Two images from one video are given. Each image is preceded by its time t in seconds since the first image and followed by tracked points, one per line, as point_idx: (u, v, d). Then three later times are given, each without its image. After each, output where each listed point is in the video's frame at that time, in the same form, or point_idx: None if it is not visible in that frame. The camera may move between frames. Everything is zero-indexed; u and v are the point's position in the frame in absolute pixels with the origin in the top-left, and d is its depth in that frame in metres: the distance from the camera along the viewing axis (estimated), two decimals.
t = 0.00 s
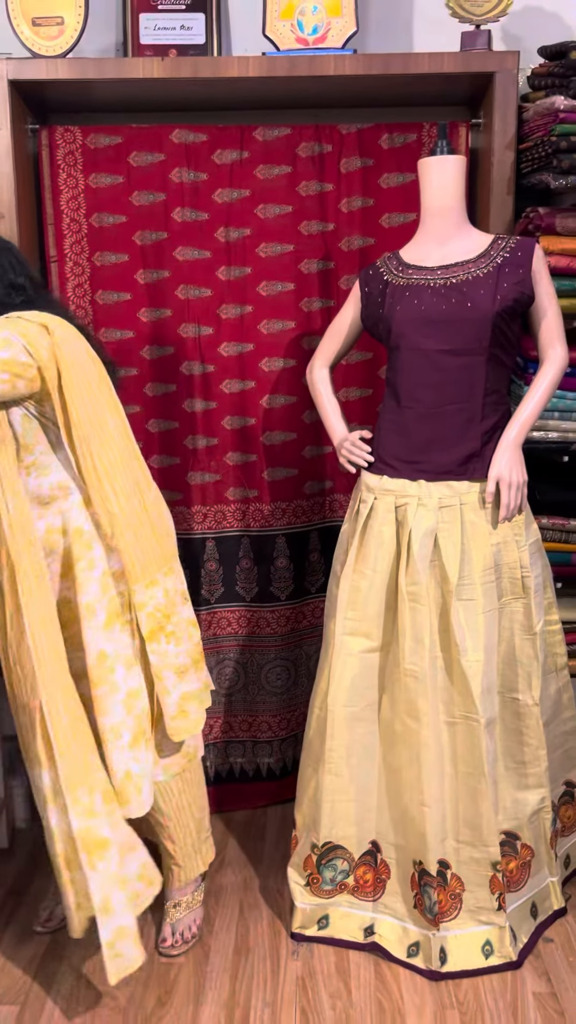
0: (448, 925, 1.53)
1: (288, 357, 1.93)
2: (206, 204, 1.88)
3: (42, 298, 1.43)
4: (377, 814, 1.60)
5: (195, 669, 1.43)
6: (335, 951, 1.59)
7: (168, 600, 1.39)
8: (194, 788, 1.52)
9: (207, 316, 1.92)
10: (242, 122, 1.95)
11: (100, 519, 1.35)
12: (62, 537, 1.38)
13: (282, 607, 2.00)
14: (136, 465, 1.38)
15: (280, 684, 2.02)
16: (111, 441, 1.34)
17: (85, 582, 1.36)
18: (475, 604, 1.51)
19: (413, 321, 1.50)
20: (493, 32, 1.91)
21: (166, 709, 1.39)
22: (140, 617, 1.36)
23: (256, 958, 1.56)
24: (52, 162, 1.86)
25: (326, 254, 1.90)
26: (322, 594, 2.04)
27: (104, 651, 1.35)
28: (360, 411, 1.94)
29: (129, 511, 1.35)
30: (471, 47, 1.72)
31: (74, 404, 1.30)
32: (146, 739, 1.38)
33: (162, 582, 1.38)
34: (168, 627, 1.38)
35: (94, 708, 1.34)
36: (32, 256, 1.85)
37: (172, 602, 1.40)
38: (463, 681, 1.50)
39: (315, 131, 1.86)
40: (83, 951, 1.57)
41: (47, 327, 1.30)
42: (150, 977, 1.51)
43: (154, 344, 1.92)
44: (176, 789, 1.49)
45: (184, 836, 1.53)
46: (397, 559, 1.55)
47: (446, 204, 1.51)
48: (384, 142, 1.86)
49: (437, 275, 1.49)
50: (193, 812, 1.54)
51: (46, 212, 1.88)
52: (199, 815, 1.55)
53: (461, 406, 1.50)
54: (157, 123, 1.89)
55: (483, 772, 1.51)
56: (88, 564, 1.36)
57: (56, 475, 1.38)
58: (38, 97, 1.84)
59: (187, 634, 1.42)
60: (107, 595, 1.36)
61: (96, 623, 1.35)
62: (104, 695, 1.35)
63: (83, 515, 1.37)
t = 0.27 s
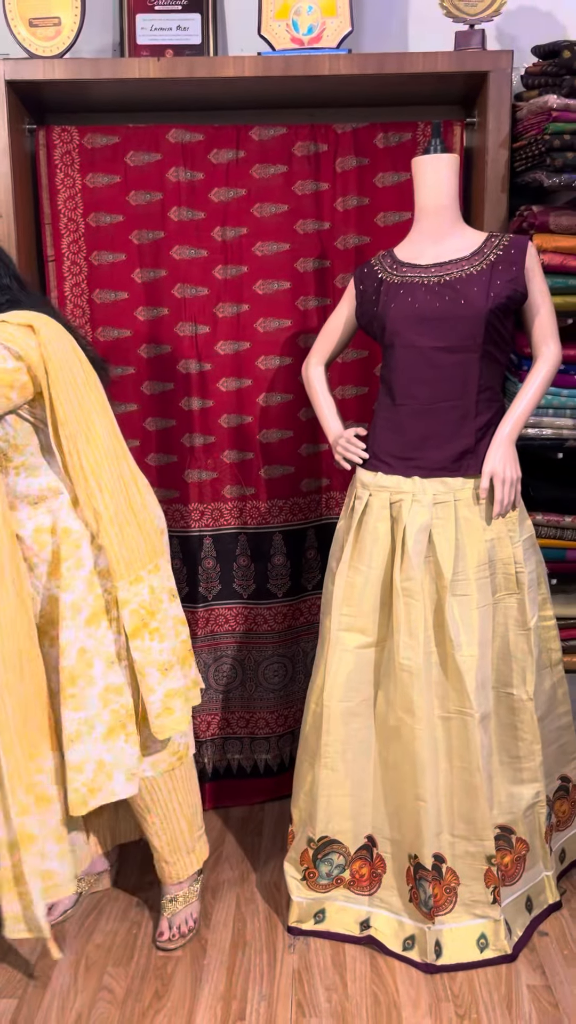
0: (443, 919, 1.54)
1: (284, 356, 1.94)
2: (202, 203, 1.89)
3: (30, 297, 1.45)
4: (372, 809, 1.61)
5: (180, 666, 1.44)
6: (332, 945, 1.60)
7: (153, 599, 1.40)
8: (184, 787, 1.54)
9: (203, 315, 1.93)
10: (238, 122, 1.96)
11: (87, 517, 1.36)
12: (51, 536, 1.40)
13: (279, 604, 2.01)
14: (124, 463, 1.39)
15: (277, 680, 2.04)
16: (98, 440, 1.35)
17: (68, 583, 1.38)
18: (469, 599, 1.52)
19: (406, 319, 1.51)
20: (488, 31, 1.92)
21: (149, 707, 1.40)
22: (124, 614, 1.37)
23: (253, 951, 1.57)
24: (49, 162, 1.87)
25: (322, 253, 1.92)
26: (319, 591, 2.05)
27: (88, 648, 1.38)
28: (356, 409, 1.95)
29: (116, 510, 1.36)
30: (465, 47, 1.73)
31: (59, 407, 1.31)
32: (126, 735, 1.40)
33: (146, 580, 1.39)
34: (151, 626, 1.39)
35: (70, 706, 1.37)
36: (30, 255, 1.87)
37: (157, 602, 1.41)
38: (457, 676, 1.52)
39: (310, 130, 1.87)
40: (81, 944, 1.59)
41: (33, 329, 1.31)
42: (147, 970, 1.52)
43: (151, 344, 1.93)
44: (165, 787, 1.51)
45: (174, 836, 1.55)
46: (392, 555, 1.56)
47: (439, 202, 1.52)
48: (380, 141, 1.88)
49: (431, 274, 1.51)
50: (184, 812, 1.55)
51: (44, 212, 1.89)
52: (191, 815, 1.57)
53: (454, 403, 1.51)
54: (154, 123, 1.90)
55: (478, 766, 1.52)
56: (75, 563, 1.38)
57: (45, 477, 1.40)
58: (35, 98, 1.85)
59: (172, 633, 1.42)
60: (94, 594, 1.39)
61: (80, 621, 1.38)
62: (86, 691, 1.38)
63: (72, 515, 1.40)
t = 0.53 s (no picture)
0: (440, 918, 1.55)
1: (282, 358, 1.95)
2: (201, 207, 1.90)
3: (33, 298, 1.47)
4: (370, 808, 1.63)
5: (178, 667, 1.45)
6: (329, 943, 1.61)
7: (152, 599, 1.41)
8: (176, 792, 1.55)
9: (201, 318, 1.94)
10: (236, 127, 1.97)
11: (89, 515, 1.38)
12: (49, 537, 1.42)
13: (278, 605, 2.02)
14: (125, 462, 1.41)
15: (275, 681, 2.05)
16: (103, 440, 1.38)
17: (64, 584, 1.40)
18: (465, 600, 1.53)
19: (402, 323, 1.52)
20: (484, 36, 1.93)
21: (150, 708, 1.40)
22: (124, 614, 1.38)
23: (251, 950, 1.58)
24: (48, 167, 1.89)
25: (320, 256, 1.93)
26: (317, 592, 2.06)
27: (79, 647, 1.42)
28: (353, 411, 1.96)
29: (118, 509, 1.37)
30: (461, 52, 1.75)
31: (71, 411, 1.33)
32: (117, 735, 1.44)
33: (146, 579, 1.40)
34: (150, 626, 1.40)
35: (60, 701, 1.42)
36: (29, 259, 1.88)
37: (156, 601, 1.42)
38: (453, 676, 1.53)
39: (308, 134, 1.88)
40: (80, 943, 1.60)
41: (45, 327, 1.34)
42: (146, 969, 1.53)
43: (150, 348, 1.95)
44: (156, 791, 1.52)
45: (166, 837, 1.56)
46: (389, 556, 1.57)
47: (434, 206, 1.53)
48: (376, 145, 1.89)
49: (426, 277, 1.52)
50: (176, 814, 1.56)
51: (43, 216, 1.91)
52: (182, 818, 1.58)
53: (450, 405, 1.52)
54: (152, 128, 1.92)
55: (474, 766, 1.53)
56: (71, 563, 1.41)
57: (45, 476, 1.40)
58: (34, 103, 1.86)
59: (170, 634, 1.44)
60: (88, 594, 1.42)
61: (75, 620, 1.41)
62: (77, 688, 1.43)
63: (70, 516, 1.42)
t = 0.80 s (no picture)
0: (438, 921, 1.55)
1: (280, 363, 1.96)
2: (199, 212, 1.91)
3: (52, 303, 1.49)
4: (367, 810, 1.63)
5: (178, 671, 1.47)
6: (328, 946, 1.61)
7: (157, 601, 1.44)
8: (176, 791, 1.57)
9: (200, 322, 1.95)
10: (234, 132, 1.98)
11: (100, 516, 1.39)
12: (58, 538, 1.42)
13: (277, 608, 2.03)
14: (136, 466, 1.44)
15: (274, 684, 2.05)
16: (118, 444, 1.41)
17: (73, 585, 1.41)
18: (462, 603, 1.54)
19: (399, 327, 1.53)
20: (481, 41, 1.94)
21: (149, 710, 1.41)
22: (129, 614, 1.40)
23: (249, 952, 1.59)
24: (47, 172, 1.90)
25: (318, 261, 1.94)
26: (316, 595, 2.07)
27: (85, 648, 1.43)
28: (351, 415, 1.97)
29: (129, 511, 1.40)
30: (458, 57, 1.76)
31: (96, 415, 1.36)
32: (117, 737, 1.46)
33: (152, 582, 1.43)
34: (154, 629, 1.42)
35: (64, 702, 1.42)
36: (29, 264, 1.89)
37: (160, 603, 1.44)
38: (451, 679, 1.53)
39: (306, 140, 1.89)
40: (79, 946, 1.60)
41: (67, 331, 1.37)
42: (144, 972, 1.54)
43: (149, 351, 1.96)
44: (156, 790, 1.54)
45: (165, 835, 1.58)
46: (386, 560, 1.58)
47: (431, 211, 1.54)
48: (374, 150, 1.90)
49: (423, 282, 1.53)
50: (175, 812, 1.58)
51: (43, 221, 1.92)
52: (181, 815, 1.60)
53: (447, 409, 1.52)
54: (151, 134, 1.93)
55: (471, 769, 1.53)
56: (80, 565, 1.41)
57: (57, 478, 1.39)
58: (34, 109, 1.88)
59: (173, 637, 1.46)
60: (94, 595, 1.43)
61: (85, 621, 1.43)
62: (80, 688, 1.44)
63: (80, 517, 1.42)
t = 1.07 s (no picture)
0: (439, 924, 1.55)
1: (281, 366, 1.97)
2: (200, 216, 1.92)
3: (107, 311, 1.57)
4: (369, 813, 1.63)
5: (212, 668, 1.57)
6: (329, 949, 1.61)
7: (195, 600, 1.54)
8: (207, 778, 1.65)
9: (201, 326, 1.96)
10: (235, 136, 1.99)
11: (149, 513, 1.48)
12: (94, 538, 1.47)
13: (279, 611, 2.03)
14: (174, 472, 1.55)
15: (276, 686, 2.06)
16: (162, 448, 1.51)
17: (112, 584, 1.47)
18: (463, 606, 1.54)
19: (398, 330, 1.53)
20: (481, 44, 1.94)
21: (189, 705, 1.52)
22: (174, 613, 1.50)
23: (251, 955, 1.59)
24: (49, 177, 1.91)
25: (319, 264, 1.94)
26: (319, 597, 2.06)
27: (122, 645, 1.49)
28: (353, 417, 1.97)
29: (172, 513, 1.51)
30: (458, 61, 1.76)
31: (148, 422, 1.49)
32: (158, 730, 1.53)
33: (190, 583, 1.53)
34: (195, 626, 1.53)
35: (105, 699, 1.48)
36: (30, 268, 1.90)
37: (197, 602, 1.55)
38: (451, 682, 1.53)
39: (306, 144, 1.90)
40: (82, 948, 1.61)
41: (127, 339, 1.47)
42: (146, 974, 1.54)
43: (152, 355, 1.96)
44: (189, 778, 1.62)
45: (193, 820, 1.65)
46: (387, 563, 1.58)
47: (431, 214, 1.54)
48: (374, 154, 1.90)
49: (423, 285, 1.53)
50: (205, 799, 1.65)
51: (44, 224, 1.92)
52: (210, 802, 1.67)
53: (446, 412, 1.53)
54: (152, 138, 1.94)
55: (472, 771, 1.53)
56: (120, 564, 1.48)
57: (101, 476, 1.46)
58: (35, 114, 1.88)
59: (207, 635, 1.56)
60: (133, 595, 1.49)
61: (122, 619, 1.49)
62: (118, 684, 1.49)
63: (119, 518, 1.49)
